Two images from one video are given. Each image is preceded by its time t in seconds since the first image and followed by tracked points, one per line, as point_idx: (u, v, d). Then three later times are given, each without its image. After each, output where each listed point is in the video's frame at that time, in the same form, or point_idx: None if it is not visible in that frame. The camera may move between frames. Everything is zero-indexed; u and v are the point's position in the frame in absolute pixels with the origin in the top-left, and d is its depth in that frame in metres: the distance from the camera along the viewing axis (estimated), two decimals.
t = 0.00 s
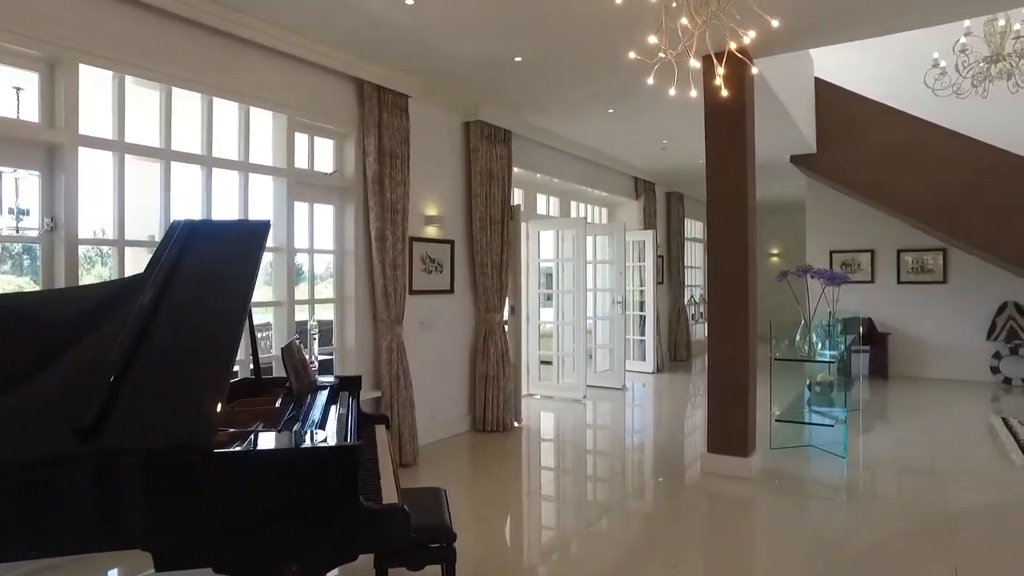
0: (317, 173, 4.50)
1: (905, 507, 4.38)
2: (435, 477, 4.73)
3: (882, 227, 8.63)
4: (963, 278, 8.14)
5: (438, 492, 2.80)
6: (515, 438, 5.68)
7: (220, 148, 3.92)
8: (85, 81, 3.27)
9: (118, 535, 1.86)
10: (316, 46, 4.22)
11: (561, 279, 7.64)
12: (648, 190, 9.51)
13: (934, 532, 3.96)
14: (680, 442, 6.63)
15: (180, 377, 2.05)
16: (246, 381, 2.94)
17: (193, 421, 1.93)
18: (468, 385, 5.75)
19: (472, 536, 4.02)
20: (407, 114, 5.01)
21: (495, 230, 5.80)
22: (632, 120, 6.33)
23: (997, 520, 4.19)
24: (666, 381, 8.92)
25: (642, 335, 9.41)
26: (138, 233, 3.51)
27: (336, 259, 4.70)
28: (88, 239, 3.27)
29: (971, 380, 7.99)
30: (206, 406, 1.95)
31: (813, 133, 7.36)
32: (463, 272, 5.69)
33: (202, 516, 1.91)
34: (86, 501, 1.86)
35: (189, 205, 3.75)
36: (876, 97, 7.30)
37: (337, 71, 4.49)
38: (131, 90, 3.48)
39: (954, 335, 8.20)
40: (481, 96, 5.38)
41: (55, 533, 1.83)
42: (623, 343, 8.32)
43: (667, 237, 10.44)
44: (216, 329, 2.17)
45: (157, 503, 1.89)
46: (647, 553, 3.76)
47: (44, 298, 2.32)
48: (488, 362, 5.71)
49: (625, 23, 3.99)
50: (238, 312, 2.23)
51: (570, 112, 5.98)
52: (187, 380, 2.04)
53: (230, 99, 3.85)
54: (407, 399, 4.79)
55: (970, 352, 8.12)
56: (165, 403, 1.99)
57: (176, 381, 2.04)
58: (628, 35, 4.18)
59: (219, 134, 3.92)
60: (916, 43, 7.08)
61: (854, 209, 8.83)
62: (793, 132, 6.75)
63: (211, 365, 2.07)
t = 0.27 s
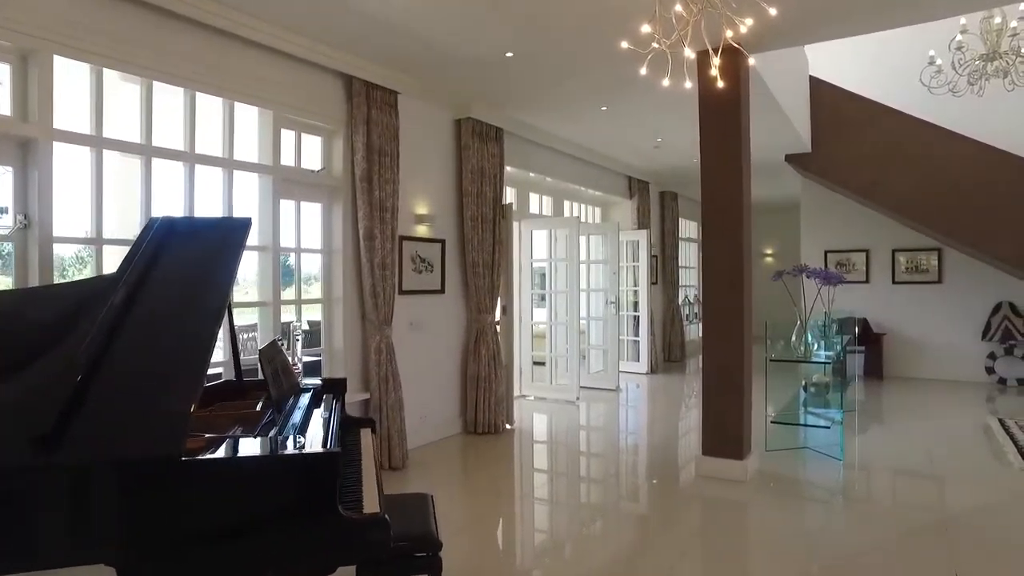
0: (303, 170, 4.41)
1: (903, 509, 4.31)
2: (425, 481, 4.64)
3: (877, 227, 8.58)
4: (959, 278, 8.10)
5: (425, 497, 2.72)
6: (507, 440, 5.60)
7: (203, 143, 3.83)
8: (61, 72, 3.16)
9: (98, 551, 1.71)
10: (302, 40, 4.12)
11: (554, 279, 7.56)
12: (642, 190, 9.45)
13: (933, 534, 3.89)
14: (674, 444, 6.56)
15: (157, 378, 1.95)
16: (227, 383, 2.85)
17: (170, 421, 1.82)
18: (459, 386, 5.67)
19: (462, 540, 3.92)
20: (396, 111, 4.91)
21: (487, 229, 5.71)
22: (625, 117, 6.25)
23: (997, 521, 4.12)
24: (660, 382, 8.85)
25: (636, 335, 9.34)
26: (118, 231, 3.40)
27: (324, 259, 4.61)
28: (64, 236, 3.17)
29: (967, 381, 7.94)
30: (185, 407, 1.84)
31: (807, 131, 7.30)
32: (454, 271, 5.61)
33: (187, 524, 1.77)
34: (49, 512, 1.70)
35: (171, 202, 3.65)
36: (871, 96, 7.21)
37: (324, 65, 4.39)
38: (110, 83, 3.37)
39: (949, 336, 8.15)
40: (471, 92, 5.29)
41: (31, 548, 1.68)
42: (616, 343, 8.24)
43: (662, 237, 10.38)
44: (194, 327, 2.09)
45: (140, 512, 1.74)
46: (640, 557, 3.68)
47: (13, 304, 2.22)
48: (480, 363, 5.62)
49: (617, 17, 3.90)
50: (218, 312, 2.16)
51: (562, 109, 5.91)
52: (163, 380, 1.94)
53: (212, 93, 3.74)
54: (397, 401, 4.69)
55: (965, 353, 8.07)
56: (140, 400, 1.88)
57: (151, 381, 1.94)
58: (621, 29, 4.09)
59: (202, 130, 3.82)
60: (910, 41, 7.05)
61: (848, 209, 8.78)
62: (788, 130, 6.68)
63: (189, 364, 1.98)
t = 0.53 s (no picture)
0: (288, 167, 4.30)
1: (901, 512, 4.22)
2: (414, 485, 4.53)
3: (872, 227, 8.51)
4: (954, 278, 8.03)
5: (408, 504, 2.62)
6: (498, 443, 5.49)
7: (182, 138, 3.71)
8: (31, 63, 3.04)
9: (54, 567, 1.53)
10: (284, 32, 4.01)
11: (546, 279, 7.46)
12: (636, 189, 9.36)
13: (933, 537, 3.80)
14: (668, 446, 6.46)
15: (117, 382, 1.81)
16: (203, 386, 2.77)
17: (134, 427, 1.65)
18: (449, 388, 5.56)
19: (449, 545, 3.81)
20: (384, 106, 4.80)
21: (477, 228, 5.61)
22: (618, 114, 6.16)
23: (997, 523, 4.04)
24: (654, 383, 8.75)
25: (629, 336, 9.25)
26: (92, 229, 3.28)
27: (310, 258, 4.51)
28: (35, 233, 3.05)
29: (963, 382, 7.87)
30: (150, 410, 1.67)
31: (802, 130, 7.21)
32: (443, 271, 5.51)
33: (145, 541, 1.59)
34: None
35: (149, 198, 3.54)
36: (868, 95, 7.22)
37: (308, 59, 4.28)
38: (83, 75, 3.25)
39: (945, 336, 8.08)
40: (461, 88, 5.18)
41: None
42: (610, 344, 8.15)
43: (655, 237, 10.29)
44: (163, 326, 1.96)
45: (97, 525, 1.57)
46: (633, 562, 3.57)
47: None
48: (470, 365, 5.52)
49: (608, 10, 3.80)
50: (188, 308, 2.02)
51: (554, 106, 5.81)
52: (128, 383, 1.81)
53: (190, 86, 3.62)
54: (384, 403, 4.58)
55: (961, 353, 8.00)
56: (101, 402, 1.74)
57: (110, 386, 1.80)
58: (611, 22, 3.99)
59: (181, 124, 3.70)
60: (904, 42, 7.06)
61: (843, 208, 8.71)
62: (783, 128, 6.59)
63: (157, 363, 1.84)
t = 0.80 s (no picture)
0: (271, 162, 4.17)
1: (903, 516, 4.10)
2: (403, 489, 4.41)
3: (869, 226, 8.42)
4: (953, 278, 7.93)
5: (390, 513, 2.52)
6: (489, 446, 5.38)
7: (159, 132, 3.58)
8: None
9: None
10: (266, 25, 3.87)
11: (540, 279, 7.34)
12: (631, 188, 9.25)
13: (934, 542, 3.68)
14: (663, 447, 6.35)
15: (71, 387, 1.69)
16: (178, 387, 2.66)
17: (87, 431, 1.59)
18: (439, 390, 5.45)
19: (436, 548, 3.69)
20: (371, 101, 4.68)
21: (467, 226, 5.49)
22: (612, 111, 6.04)
23: (1001, 527, 3.92)
24: (649, 384, 8.65)
25: (625, 336, 9.14)
26: (63, 226, 3.15)
27: (294, 256, 4.39)
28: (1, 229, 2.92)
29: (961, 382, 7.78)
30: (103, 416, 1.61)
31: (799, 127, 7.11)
32: (433, 271, 5.39)
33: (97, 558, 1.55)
34: None
35: (124, 194, 3.41)
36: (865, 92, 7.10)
37: (292, 53, 4.14)
38: (53, 65, 3.12)
39: (944, 336, 7.99)
40: (451, 83, 5.06)
41: None
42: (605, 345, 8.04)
43: (651, 237, 10.19)
44: (126, 332, 1.82)
45: (45, 541, 1.52)
46: (627, 567, 3.45)
47: None
48: (460, 366, 5.40)
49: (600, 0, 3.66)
50: (151, 319, 1.87)
51: (546, 102, 5.70)
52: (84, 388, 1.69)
53: (167, 78, 3.49)
54: (371, 406, 4.46)
55: (959, 354, 7.91)
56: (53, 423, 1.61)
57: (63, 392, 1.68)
58: (604, 13, 3.86)
59: (158, 118, 3.57)
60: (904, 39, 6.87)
61: (840, 207, 8.61)
62: (780, 125, 6.48)
63: (118, 373, 1.72)
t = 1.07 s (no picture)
0: (255, 159, 4.05)
1: (906, 519, 3.98)
2: (392, 493, 4.29)
3: (868, 225, 8.32)
4: (953, 278, 7.83)
5: (369, 526, 2.45)
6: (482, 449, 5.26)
7: (137, 126, 3.45)
8: None
9: None
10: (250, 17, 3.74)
11: (534, 279, 7.22)
12: (627, 187, 9.15)
13: (940, 547, 3.57)
14: (659, 449, 6.24)
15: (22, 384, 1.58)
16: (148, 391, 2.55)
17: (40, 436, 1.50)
18: (430, 392, 5.33)
19: (423, 553, 3.56)
20: (359, 96, 4.56)
21: (459, 225, 5.38)
22: (607, 107, 5.92)
23: (1007, 530, 3.81)
24: (645, 385, 8.54)
25: (621, 337, 9.02)
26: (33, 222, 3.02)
27: (280, 255, 4.27)
28: None
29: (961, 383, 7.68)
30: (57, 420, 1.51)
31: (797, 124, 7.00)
32: (424, 270, 5.27)
33: None
34: None
35: (99, 189, 3.28)
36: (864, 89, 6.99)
37: (276, 46, 4.02)
38: (23, 55, 2.99)
39: (944, 336, 7.89)
40: (442, 78, 4.93)
41: None
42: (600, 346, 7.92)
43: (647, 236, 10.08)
44: (85, 326, 1.71)
45: None
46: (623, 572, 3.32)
47: None
48: (452, 367, 5.29)
49: None
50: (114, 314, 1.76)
51: (540, 97, 5.58)
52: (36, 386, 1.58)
53: (144, 70, 3.36)
54: (358, 409, 4.33)
55: (959, 354, 7.81)
56: (1, 431, 1.49)
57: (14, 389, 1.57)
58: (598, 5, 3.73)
59: (136, 112, 3.44)
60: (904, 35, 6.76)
61: (839, 206, 8.50)
62: (779, 122, 6.36)
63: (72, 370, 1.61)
